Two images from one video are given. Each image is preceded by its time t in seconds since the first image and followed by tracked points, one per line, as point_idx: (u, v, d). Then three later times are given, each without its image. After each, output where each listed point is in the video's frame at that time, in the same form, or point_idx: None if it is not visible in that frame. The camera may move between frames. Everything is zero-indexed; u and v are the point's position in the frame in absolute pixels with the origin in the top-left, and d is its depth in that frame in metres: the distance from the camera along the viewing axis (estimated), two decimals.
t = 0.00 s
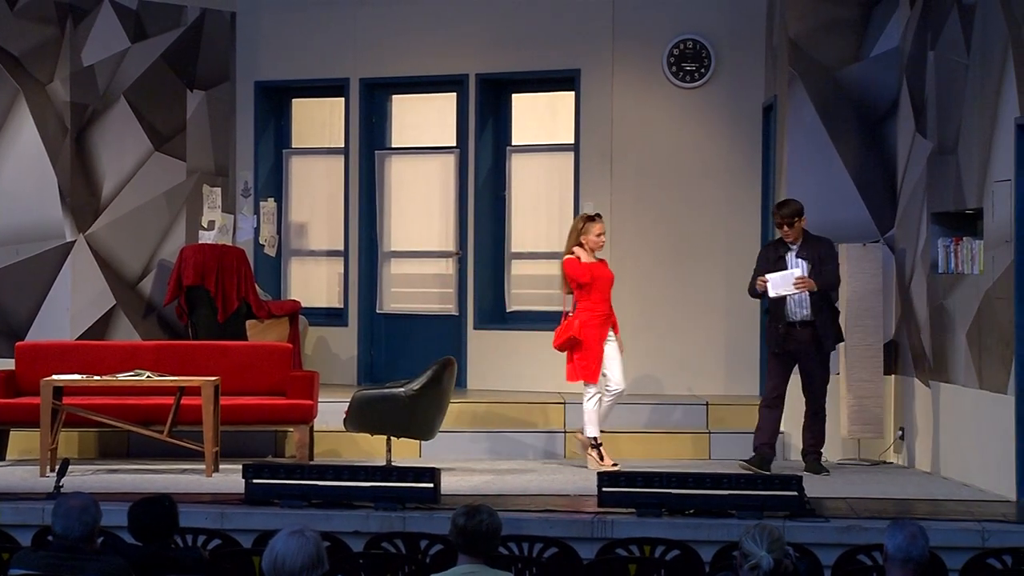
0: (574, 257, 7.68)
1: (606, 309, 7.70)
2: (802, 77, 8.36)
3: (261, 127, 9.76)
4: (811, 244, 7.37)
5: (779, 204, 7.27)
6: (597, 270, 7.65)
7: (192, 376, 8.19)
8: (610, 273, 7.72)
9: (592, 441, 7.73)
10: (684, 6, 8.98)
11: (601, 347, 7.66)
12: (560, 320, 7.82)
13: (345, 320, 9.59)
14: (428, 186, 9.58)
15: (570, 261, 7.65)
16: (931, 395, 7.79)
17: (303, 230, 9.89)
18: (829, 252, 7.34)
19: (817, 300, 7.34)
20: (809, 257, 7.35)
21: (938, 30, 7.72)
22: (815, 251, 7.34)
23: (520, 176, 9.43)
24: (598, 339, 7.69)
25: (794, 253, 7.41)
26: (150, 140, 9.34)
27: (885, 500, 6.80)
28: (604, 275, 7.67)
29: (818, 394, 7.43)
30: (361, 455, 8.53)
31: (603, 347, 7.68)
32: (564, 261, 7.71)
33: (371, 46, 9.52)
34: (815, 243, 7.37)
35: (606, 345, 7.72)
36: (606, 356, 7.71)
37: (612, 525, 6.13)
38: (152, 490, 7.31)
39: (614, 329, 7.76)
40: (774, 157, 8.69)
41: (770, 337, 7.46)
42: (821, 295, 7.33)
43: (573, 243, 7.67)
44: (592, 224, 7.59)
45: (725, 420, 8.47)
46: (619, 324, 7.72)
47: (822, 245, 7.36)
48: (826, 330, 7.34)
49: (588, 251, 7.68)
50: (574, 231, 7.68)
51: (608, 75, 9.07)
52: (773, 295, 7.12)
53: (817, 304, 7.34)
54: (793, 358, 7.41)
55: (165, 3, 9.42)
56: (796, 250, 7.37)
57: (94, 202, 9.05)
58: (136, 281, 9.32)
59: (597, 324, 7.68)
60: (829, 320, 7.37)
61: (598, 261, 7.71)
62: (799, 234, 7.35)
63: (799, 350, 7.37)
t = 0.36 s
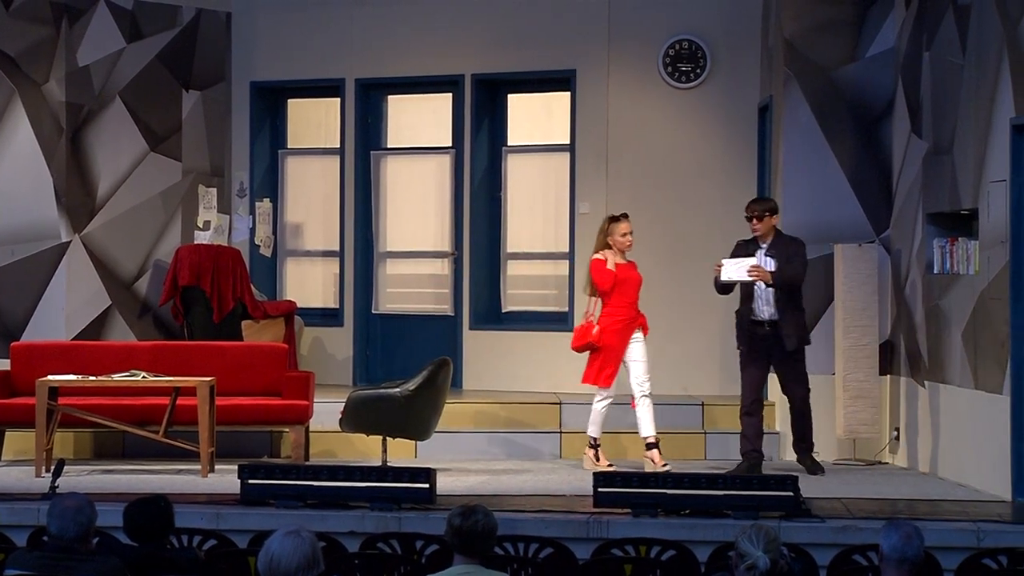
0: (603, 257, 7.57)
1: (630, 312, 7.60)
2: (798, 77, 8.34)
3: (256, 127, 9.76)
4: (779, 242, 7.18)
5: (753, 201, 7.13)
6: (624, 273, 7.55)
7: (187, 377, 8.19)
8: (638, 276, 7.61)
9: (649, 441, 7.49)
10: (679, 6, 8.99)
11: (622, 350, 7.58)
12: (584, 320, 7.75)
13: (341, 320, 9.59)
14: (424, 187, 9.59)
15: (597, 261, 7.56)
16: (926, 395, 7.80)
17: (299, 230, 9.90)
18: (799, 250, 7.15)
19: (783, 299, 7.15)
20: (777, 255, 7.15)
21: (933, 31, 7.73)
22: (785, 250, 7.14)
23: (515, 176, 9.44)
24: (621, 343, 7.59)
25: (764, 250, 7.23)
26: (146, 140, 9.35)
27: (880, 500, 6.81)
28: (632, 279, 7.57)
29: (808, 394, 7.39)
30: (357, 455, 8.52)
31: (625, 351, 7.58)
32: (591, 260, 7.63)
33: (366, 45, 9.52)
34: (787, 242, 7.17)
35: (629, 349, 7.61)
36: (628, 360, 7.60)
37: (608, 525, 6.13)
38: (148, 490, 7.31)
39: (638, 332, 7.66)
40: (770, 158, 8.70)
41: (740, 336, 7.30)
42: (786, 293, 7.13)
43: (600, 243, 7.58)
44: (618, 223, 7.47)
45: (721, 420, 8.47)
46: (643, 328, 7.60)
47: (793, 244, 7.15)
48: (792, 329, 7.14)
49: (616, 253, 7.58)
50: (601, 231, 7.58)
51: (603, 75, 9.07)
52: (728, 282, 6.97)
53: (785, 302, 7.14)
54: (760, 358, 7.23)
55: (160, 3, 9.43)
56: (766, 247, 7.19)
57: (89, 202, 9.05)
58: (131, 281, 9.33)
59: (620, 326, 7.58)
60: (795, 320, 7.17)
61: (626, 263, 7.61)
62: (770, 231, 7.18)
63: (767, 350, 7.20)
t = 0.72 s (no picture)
0: (624, 256, 7.45)
1: (649, 312, 7.42)
2: (793, 77, 8.34)
3: (251, 127, 9.76)
4: (752, 240, 7.03)
5: (731, 197, 7.03)
6: (644, 271, 7.40)
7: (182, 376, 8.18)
8: (663, 275, 7.43)
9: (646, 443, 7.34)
10: (674, 6, 8.99)
11: (639, 349, 7.40)
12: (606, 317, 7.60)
13: (336, 320, 9.59)
14: (419, 186, 9.59)
15: (618, 257, 7.44)
16: (921, 395, 7.80)
17: (294, 229, 9.91)
18: (771, 249, 6.96)
19: (752, 297, 6.98)
20: (748, 253, 7.00)
21: (928, 31, 7.73)
22: (757, 248, 6.99)
23: (510, 176, 9.45)
24: (639, 342, 7.41)
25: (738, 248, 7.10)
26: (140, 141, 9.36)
27: (875, 500, 6.81)
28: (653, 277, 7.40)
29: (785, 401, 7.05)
30: (352, 455, 8.52)
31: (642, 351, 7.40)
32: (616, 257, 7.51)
33: (360, 45, 9.52)
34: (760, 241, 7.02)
35: (647, 349, 7.43)
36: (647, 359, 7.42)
37: (603, 525, 6.12)
38: (143, 490, 7.30)
39: (659, 332, 7.46)
40: (764, 158, 8.71)
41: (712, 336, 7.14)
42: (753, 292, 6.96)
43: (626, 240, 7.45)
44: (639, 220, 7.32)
45: (716, 420, 8.47)
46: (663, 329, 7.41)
47: (765, 242, 7.00)
48: (754, 329, 6.94)
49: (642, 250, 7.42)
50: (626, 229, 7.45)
51: (598, 75, 9.07)
52: (696, 277, 6.85)
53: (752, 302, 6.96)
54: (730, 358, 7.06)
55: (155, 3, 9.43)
56: (741, 244, 7.07)
57: (84, 202, 9.05)
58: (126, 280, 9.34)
59: (638, 326, 7.41)
60: (760, 322, 6.96)
61: (651, 260, 7.45)
62: (744, 228, 7.04)
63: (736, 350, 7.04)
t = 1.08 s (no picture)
0: (631, 257, 7.34)
1: (655, 313, 7.28)
2: (790, 77, 8.33)
3: (249, 127, 9.76)
4: (743, 241, 7.03)
5: (720, 199, 7.00)
6: (651, 272, 7.26)
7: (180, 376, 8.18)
8: (670, 278, 7.26)
9: (642, 445, 7.27)
10: (672, 6, 8.99)
11: (644, 350, 7.25)
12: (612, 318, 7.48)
13: (334, 320, 9.59)
14: (417, 186, 9.59)
15: (625, 258, 7.34)
16: (918, 395, 7.81)
17: (292, 229, 9.91)
18: (762, 250, 6.95)
19: (745, 299, 6.98)
20: (739, 254, 7.01)
21: (926, 31, 7.73)
22: (747, 247, 6.99)
23: (508, 176, 9.45)
24: (643, 343, 7.26)
25: (729, 249, 7.09)
26: (138, 140, 9.37)
27: (873, 500, 6.81)
28: (660, 279, 7.25)
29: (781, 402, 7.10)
30: (350, 455, 8.52)
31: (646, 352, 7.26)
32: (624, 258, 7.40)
33: (358, 45, 9.52)
34: (751, 241, 7.01)
35: (650, 351, 7.29)
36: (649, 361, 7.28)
37: (600, 525, 6.13)
38: (140, 490, 7.30)
39: (665, 334, 7.32)
40: (761, 158, 8.72)
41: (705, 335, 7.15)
42: (746, 294, 6.95)
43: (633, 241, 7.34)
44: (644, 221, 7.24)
45: (714, 420, 8.47)
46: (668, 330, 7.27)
47: (756, 241, 7.00)
48: (748, 331, 6.93)
49: (649, 251, 7.30)
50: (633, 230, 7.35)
51: (596, 75, 9.07)
52: (685, 280, 6.86)
53: (747, 302, 6.98)
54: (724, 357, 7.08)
55: (153, 3, 9.43)
56: (732, 245, 7.06)
57: (82, 202, 9.05)
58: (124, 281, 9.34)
59: (642, 327, 7.27)
60: (755, 323, 6.95)
61: (659, 262, 7.30)
62: (736, 229, 7.03)
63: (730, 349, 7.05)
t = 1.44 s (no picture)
0: (632, 257, 7.32)
1: (656, 313, 7.27)
2: (790, 77, 8.33)
3: (248, 127, 9.76)
4: (741, 242, 7.03)
5: (715, 199, 7.00)
6: (653, 272, 7.26)
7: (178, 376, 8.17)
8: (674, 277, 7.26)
9: (638, 447, 7.28)
10: (671, 6, 8.99)
11: (644, 350, 7.26)
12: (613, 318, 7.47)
13: (333, 320, 9.59)
14: (415, 186, 9.59)
15: (626, 257, 7.32)
16: (917, 395, 7.81)
17: (290, 229, 9.91)
18: (760, 250, 6.96)
19: (742, 301, 6.97)
20: (737, 255, 7.01)
21: (925, 31, 7.73)
22: (745, 248, 6.99)
23: (507, 176, 9.45)
24: (644, 343, 7.26)
25: (727, 250, 7.10)
26: (138, 140, 9.37)
27: (872, 500, 6.81)
28: (662, 278, 7.25)
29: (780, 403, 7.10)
30: (348, 455, 8.51)
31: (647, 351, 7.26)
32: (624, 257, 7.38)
33: (358, 45, 9.52)
34: (748, 240, 7.02)
35: (652, 350, 7.29)
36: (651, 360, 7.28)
37: (600, 525, 6.12)
38: (140, 490, 7.30)
39: (666, 334, 7.30)
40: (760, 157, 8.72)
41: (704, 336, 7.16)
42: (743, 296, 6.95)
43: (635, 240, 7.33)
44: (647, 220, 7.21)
45: (713, 420, 8.47)
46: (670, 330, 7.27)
47: (753, 241, 7.01)
48: (747, 333, 6.92)
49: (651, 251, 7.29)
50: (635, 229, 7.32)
51: (595, 75, 9.08)
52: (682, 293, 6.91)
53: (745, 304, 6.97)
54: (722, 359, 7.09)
55: (151, 3, 9.43)
56: (729, 246, 7.06)
57: (81, 202, 9.06)
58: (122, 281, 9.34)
59: (644, 327, 7.27)
60: (753, 325, 6.94)
61: (662, 261, 7.30)
62: (734, 230, 7.03)
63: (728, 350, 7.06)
